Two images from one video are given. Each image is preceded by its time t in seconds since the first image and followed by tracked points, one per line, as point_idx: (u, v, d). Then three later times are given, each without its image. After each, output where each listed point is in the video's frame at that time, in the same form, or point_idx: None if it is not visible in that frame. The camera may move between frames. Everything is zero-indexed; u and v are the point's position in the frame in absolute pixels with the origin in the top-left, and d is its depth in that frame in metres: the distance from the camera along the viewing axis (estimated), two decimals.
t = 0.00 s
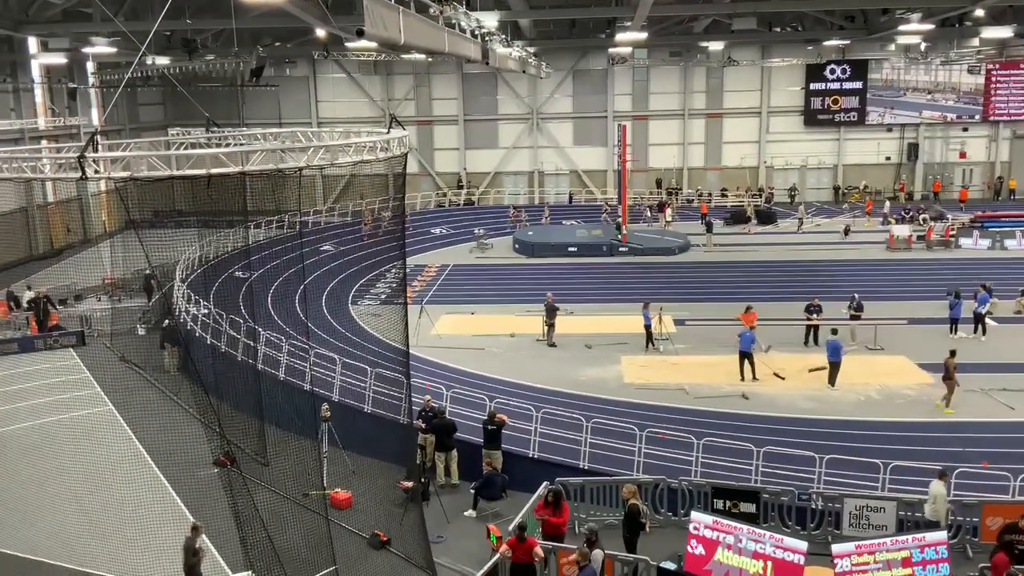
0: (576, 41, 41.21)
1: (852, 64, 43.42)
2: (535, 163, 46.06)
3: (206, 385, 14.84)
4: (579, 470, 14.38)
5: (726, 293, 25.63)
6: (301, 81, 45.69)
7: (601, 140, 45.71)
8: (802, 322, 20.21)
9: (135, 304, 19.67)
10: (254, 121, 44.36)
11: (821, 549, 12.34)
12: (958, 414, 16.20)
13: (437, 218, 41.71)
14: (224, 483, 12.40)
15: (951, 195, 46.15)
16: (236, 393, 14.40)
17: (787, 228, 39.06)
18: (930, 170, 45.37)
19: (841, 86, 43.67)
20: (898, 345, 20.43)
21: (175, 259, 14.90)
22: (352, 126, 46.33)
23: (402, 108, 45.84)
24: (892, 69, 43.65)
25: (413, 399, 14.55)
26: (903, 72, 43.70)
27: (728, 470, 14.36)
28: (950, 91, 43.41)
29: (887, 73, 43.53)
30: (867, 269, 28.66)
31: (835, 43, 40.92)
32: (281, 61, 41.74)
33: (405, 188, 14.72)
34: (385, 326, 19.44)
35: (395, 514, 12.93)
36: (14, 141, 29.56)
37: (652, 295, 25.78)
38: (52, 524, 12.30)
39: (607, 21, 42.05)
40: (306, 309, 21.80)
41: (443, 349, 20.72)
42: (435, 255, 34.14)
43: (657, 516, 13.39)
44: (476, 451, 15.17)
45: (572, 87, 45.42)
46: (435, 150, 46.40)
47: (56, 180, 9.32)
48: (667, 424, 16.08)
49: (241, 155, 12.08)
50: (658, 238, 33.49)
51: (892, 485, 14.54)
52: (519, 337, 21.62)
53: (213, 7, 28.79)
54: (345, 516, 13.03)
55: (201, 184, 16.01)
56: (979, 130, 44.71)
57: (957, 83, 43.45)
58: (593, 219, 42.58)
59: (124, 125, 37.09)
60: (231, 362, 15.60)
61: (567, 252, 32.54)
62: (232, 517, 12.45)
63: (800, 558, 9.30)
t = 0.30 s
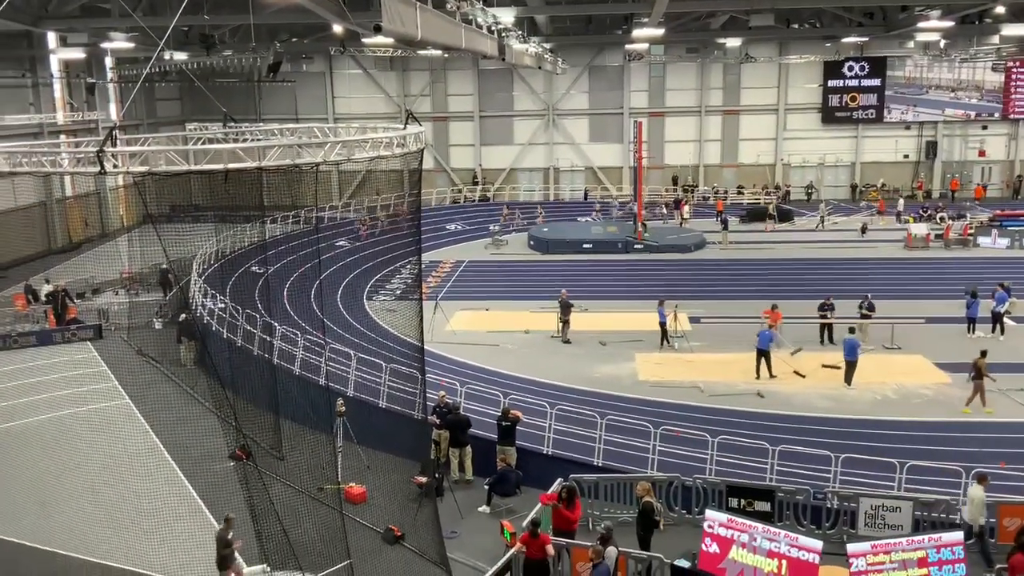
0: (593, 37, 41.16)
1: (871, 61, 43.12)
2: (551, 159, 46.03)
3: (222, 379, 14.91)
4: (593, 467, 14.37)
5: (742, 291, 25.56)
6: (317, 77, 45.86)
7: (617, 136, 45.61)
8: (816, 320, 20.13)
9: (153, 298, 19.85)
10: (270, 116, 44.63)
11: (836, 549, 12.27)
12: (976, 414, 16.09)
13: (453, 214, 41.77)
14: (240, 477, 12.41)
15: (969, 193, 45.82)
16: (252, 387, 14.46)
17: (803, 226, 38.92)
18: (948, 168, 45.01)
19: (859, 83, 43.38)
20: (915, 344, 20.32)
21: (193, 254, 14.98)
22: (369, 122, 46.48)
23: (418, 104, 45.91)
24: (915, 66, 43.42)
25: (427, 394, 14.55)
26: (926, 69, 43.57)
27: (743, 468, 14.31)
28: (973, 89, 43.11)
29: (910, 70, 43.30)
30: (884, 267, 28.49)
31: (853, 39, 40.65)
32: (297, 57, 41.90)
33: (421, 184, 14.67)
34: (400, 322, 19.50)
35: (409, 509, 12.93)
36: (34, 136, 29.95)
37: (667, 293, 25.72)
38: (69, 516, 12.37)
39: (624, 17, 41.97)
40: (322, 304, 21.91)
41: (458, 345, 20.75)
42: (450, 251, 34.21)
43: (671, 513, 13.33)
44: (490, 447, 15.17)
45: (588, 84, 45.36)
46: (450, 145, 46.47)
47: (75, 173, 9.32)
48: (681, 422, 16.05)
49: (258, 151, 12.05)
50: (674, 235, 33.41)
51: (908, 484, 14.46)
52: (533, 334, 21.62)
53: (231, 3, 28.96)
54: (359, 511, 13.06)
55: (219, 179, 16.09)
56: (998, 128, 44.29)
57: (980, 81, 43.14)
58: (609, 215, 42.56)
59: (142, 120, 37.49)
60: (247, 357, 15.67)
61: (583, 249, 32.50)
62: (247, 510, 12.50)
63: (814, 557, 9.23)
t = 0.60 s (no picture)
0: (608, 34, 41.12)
1: (887, 58, 42.73)
2: (564, 156, 46.00)
3: (236, 373, 15.00)
4: (606, 464, 14.35)
5: (755, 289, 25.48)
6: (332, 73, 46.02)
7: (632, 133, 45.52)
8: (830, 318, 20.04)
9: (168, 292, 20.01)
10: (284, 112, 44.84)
11: (850, 548, 12.19)
12: (991, 414, 15.98)
13: (466, 209, 41.81)
14: (254, 470, 12.48)
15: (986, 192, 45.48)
16: (266, 382, 14.53)
17: (818, 223, 38.79)
18: (965, 165, 44.66)
19: (876, 80, 42.98)
20: (930, 343, 20.21)
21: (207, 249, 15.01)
22: (383, 118, 46.59)
23: (432, 100, 45.96)
24: (937, 64, 43.08)
25: (440, 390, 14.58)
26: (949, 66, 43.25)
27: (755, 466, 14.27)
28: (996, 86, 42.58)
29: (932, 68, 42.92)
30: (900, 265, 28.32)
31: (869, 36, 40.41)
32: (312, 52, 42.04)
33: (434, 179, 14.67)
34: (414, 317, 19.56)
35: (422, 504, 12.96)
36: (51, 130, 30.28)
37: (681, 290, 25.67)
38: (85, 507, 12.48)
39: (639, 13, 41.90)
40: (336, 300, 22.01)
41: (471, 341, 20.79)
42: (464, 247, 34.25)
43: (684, 511, 13.25)
44: (502, 443, 15.17)
45: (602, 80, 45.28)
46: (465, 141, 46.52)
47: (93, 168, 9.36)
48: (694, 419, 16.02)
49: (273, 146, 12.04)
50: (688, 232, 33.33)
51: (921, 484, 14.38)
52: (546, 330, 21.62)
53: None
54: (372, 506, 13.10)
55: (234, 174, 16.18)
56: (1016, 126, 43.88)
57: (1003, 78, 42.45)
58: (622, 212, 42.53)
59: (158, 115, 37.85)
60: (262, 352, 15.75)
61: (596, 245, 32.48)
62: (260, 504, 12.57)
63: (828, 556, 9.18)
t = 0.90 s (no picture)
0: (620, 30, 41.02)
1: (903, 54, 41.75)
2: (577, 152, 45.93)
3: (250, 368, 15.06)
4: (617, 461, 14.34)
5: (768, 286, 25.40)
6: (345, 68, 46.11)
7: (645, 129, 45.39)
8: (843, 317, 19.95)
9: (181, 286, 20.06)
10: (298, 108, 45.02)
11: (862, 546, 12.12)
12: (1005, 413, 15.88)
13: (478, 205, 41.84)
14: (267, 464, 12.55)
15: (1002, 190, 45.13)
16: (279, 377, 14.60)
17: (834, 221, 38.60)
18: (981, 163, 44.32)
19: (891, 77, 42.28)
20: (945, 342, 20.09)
21: (220, 244, 15.07)
22: (396, 114, 46.65)
23: (445, 96, 45.98)
24: (958, 60, 42.52)
25: (452, 385, 14.59)
26: (970, 64, 42.64)
27: (767, 464, 14.24)
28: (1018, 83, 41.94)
29: (954, 65, 42.44)
30: (915, 263, 28.14)
31: (884, 32, 40.12)
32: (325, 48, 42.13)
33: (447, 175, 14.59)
34: (426, 313, 19.60)
35: (434, 499, 12.99)
36: (66, 124, 30.53)
37: (694, 287, 25.62)
38: (99, 500, 12.59)
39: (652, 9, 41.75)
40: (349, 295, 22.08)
41: (483, 337, 20.84)
42: (476, 243, 34.27)
43: (696, 508, 13.22)
44: (514, 439, 15.18)
45: (616, 76, 45.16)
46: (477, 138, 46.55)
47: (107, 163, 9.37)
48: (706, 416, 16.01)
49: (286, 141, 11.98)
50: (700, 229, 33.23)
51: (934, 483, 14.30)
52: (558, 326, 21.61)
53: None
54: (384, 500, 13.14)
55: (248, 169, 16.21)
56: None
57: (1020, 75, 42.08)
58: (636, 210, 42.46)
59: (172, 110, 38.19)
60: (275, 346, 15.81)
61: (609, 242, 32.44)
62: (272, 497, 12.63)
63: (840, 555, 9.15)
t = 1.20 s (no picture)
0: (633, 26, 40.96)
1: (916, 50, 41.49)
2: (589, 148, 45.85)
3: (262, 363, 15.11)
4: (628, 457, 14.33)
5: (780, 283, 25.32)
6: (357, 64, 46.16)
7: (657, 125, 45.27)
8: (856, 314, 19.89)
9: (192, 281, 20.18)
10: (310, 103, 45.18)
11: (874, 544, 12.07)
12: (1019, 412, 15.79)
13: (489, 201, 41.83)
14: (279, 458, 12.59)
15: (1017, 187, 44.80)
16: (291, 372, 14.65)
17: (848, 218, 38.40)
18: (995, 160, 44.02)
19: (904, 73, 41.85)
20: (958, 340, 19.99)
21: (233, 239, 15.14)
22: (408, 109, 46.69)
23: (457, 92, 45.98)
24: (978, 57, 42.28)
25: (463, 381, 14.59)
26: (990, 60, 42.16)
27: (778, 461, 14.21)
28: None
29: (974, 61, 42.20)
30: (929, 261, 28.00)
31: (898, 28, 39.91)
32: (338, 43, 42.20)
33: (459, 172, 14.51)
34: (437, 309, 19.65)
35: (444, 494, 13.01)
36: (80, 120, 30.68)
37: (705, 284, 25.57)
38: (113, 493, 12.66)
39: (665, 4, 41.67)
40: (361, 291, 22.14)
41: (494, 333, 20.86)
42: (487, 239, 34.28)
43: (706, 505, 13.18)
44: (525, 435, 15.18)
45: (628, 72, 45.07)
46: (489, 133, 46.55)
47: (120, 158, 9.36)
48: (717, 413, 15.99)
49: (298, 136, 11.92)
50: (712, 225, 33.15)
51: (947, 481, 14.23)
52: (569, 323, 21.60)
53: None
54: (395, 495, 13.16)
55: (261, 165, 16.25)
56: None
57: None
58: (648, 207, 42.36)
59: (185, 106, 38.46)
60: (286, 341, 15.87)
61: (620, 239, 32.38)
62: (284, 491, 12.67)
63: (851, 552, 9.13)
